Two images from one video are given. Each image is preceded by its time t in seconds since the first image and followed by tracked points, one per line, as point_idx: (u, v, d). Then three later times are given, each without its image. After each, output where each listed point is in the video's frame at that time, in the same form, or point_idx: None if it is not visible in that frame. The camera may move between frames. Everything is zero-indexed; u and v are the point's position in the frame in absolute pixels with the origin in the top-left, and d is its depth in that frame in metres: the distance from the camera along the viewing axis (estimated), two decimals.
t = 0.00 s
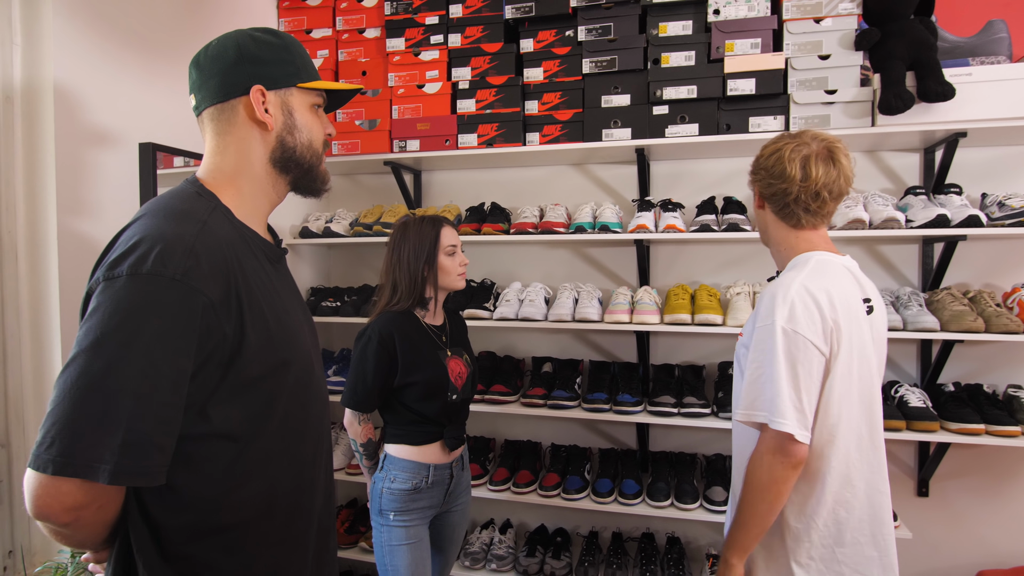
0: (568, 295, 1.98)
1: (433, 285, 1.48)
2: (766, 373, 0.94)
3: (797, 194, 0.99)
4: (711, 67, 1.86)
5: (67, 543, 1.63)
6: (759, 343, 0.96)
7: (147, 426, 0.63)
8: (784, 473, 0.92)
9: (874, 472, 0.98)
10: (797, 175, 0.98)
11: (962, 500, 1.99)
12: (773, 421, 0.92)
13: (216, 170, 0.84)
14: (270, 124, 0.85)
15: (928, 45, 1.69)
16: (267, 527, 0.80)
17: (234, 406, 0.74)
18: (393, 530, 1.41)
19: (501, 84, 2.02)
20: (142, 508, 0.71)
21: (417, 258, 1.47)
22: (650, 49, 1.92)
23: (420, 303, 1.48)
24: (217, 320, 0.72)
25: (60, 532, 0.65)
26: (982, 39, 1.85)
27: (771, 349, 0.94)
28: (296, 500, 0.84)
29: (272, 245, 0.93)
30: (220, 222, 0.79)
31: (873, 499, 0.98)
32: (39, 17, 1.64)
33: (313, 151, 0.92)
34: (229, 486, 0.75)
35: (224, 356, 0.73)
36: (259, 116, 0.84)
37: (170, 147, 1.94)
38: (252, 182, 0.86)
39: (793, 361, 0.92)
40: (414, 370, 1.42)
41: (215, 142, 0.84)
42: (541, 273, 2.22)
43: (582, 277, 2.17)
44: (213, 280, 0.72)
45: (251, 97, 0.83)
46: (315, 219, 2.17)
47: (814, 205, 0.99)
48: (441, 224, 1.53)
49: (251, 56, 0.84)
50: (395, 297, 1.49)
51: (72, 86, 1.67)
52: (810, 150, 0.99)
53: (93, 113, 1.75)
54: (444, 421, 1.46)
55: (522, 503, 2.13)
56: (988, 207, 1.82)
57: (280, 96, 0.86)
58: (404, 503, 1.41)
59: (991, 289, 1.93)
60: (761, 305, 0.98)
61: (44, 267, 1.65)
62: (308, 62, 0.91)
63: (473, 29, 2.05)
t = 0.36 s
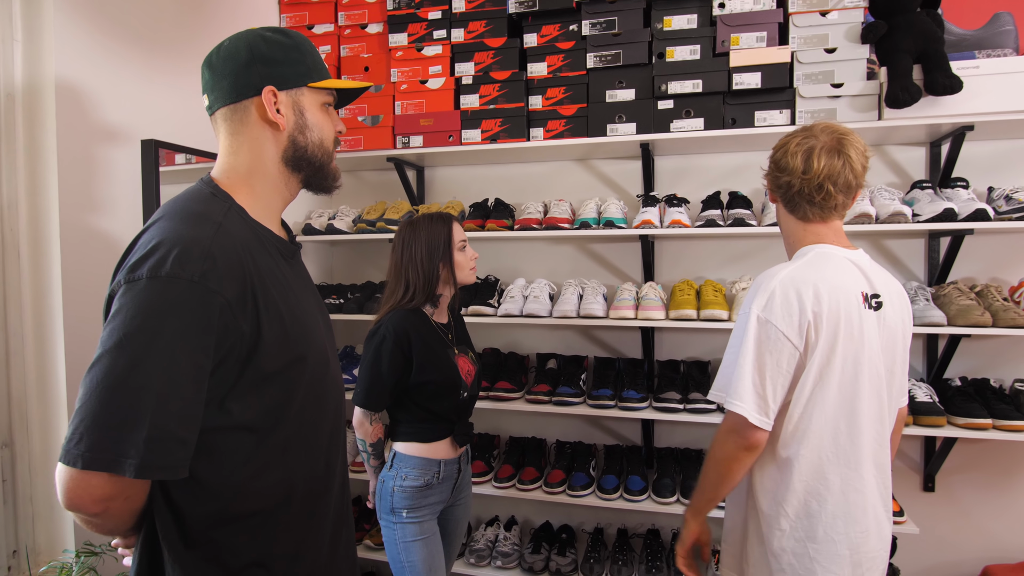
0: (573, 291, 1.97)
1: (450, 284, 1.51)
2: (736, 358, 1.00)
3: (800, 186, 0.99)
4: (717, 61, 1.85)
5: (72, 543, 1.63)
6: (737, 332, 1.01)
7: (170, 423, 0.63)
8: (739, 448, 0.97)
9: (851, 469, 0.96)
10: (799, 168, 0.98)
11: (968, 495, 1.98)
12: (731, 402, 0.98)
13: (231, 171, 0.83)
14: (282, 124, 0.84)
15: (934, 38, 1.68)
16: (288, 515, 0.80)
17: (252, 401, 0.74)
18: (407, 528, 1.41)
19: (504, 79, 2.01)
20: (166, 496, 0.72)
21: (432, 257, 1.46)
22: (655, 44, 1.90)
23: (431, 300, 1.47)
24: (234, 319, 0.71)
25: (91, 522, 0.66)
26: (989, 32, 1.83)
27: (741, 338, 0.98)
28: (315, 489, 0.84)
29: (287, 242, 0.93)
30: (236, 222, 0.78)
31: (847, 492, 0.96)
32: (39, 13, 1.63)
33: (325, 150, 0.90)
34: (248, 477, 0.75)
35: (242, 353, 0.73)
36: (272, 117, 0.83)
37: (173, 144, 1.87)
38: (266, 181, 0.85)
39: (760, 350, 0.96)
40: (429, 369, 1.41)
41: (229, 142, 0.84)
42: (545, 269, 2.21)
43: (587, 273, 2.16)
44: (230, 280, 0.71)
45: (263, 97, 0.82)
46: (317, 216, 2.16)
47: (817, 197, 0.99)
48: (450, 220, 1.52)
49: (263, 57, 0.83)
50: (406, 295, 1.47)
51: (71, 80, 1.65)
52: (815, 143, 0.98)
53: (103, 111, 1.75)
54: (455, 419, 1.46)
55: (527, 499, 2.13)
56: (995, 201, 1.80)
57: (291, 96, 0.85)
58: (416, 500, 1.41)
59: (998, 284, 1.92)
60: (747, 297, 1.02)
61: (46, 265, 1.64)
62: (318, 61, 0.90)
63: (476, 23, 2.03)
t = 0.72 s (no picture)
0: (571, 288, 1.96)
1: (448, 279, 1.49)
2: (765, 361, 0.93)
3: (816, 179, 0.98)
4: (716, 56, 1.84)
5: (66, 544, 1.56)
6: (762, 331, 0.95)
7: (189, 421, 0.63)
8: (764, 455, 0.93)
9: (867, 463, 0.96)
10: (814, 160, 0.96)
11: (966, 490, 1.99)
12: (764, 406, 0.92)
13: (240, 173, 0.82)
14: (290, 127, 0.83)
15: (933, 34, 1.68)
16: (303, 506, 0.80)
17: (266, 399, 0.74)
18: (407, 526, 1.40)
19: (502, 74, 2.00)
20: (185, 491, 0.72)
21: (431, 254, 1.45)
22: (654, 38, 1.89)
23: (430, 296, 1.46)
24: (248, 320, 0.71)
25: (115, 515, 0.66)
26: (986, 28, 1.83)
27: (771, 339, 0.94)
28: (326, 482, 0.84)
29: (296, 242, 0.92)
30: (247, 225, 0.77)
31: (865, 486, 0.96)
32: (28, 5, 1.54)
33: (333, 151, 0.89)
34: (263, 472, 0.75)
35: (256, 353, 0.72)
36: (280, 120, 0.82)
37: (166, 139, 1.79)
38: (275, 184, 0.84)
39: (791, 350, 0.92)
40: (428, 366, 1.39)
41: (237, 145, 0.82)
42: (544, 265, 2.20)
43: (585, 269, 2.15)
44: (243, 282, 0.71)
45: (271, 101, 0.81)
46: (314, 212, 2.14)
47: (832, 188, 0.97)
48: (450, 217, 1.51)
49: (270, 61, 0.82)
50: (406, 292, 1.46)
51: (67, 75, 1.60)
52: (821, 138, 0.98)
53: (109, 111, 1.73)
54: (455, 415, 1.45)
55: (525, 497, 2.12)
56: (992, 196, 1.82)
57: (299, 99, 0.84)
58: (416, 498, 1.40)
59: (995, 279, 1.93)
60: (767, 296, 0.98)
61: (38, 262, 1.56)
62: (326, 63, 0.89)
63: (474, 18, 2.02)
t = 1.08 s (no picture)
0: (566, 289, 1.96)
1: (442, 281, 1.47)
2: (832, 369, 0.88)
3: (835, 181, 1.00)
4: (710, 57, 1.84)
5: (55, 553, 1.49)
6: (823, 339, 0.90)
7: (202, 430, 0.62)
8: (851, 468, 0.86)
9: (906, 459, 0.96)
10: (834, 163, 0.99)
11: (958, 488, 2.00)
12: (843, 416, 0.85)
13: (249, 181, 0.81)
14: (302, 137, 0.82)
15: (925, 35, 1.69)
16: (311, 511, 0.80)
17: (276, 406, 0.73)
18: (402, 531, 1.39)
19: (496, 75, 1.99)
20: (194, 496, 0.70)
21: (425, 256, 1.44)
22: (647, 39, 1.89)
23: (423, 298, 1.44)
24: (260, 329, 0.69)
25: (125, 521, 0.65)
26: (976, 30, 1.84)
27: (836, 347, 0.88)
28: (331, 488, 0.83)
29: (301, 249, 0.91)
30: (259, 236, 0.75)
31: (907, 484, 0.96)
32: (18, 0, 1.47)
33: (342, 160, 0.88)
34: (271, 479, 0.74)
35: (266, 361, 0.71)
36: (292, 130, 0.80)
37: (156, 141, 1.76)
38: (285, 192, 0.83)
39: (858, 356, 0.87)
40: (422, 368, 1.39)
41: (248, 154, 0.81)
42: (538, 267, 2.19)
43: (580, 270, 2.15)
44: (256, 291, 0.69)
45: (285, 111, 0.80)
46: (305, 213, 2.13)
47: (841, 193, 1.01)
48: (443, 219, 1.50)
49: (283, 71, 0.80)
50: (399, 294, 1.45)
51: (60, 75, 1.53)
52: (832, 144, 1.01)
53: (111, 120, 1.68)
54: (450, 418, 1.44)
55: (520, 499, 2.11)
56: (983, 196, 1.82)
57: (311, 109, 0.82)
58: (411, 503, 1.39)
59: (986, 278, 1.94)
60: (815, 301, 0.93)
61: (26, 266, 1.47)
62: (336, 73, 0.87)
63: (467, 19, 2.01)
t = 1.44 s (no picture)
0: (554, 282, 1.96)
1: (427, 274, 1.47)
2: (848, 360, 0.87)
3: (827, 174, 1.01)
4: (697, 49, 1.83)
5: (40, 552, 1.47)
6: (838, 330, 0.89)
7: (203, 424, 0.61)
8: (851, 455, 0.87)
9: (896, 445, 0.99)
10: (827, 155, 0.99)
11: (940, 475, 2.03)
12: (860, 407, 0.85)
13: (242, 172, 0.79)
14: (296, 128, 0.81)
15: (910, 27, 1.69)
16: (306, 504, 0.80)
17: (273, 399, 0.72)
18: (389, 525, 1.39)
19: (483, 67, 1.97)
20: (188, 490, 0.70)
21: (411, 248, 1.43)
22: (635, 31, 1.88)
23: (409, 292, 1.44)
24: (256, 322, 0.69)
25: (118, 517, 0.64)
26: (960, 22, 1.85)
27: (852, 338, 0.87)
28: (325, 481, 0.83)
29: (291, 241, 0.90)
30: (254, 226, 0.75)
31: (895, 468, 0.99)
32: None
33: (334, 152, 0.87)
34: (267, 474, 0.73)
35: (263, 354, 0.70)
36: (286, 121, 0.79)
37: (137, 133, 1.74)
38: (278, 184, 0.82)
39: (870, 348, 0.88)
40: (407, 361, 1.38)
41: (241, 144, 0.79)
42: (526, 259, 2.19)
43: (568, 263, 2.15)
44: (253, 283, 0.69)
45: (279, 102, 0.78)
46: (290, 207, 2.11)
47: (829, 185, 1.03)
48: (429, 211, 1.49)
49: (277, 62, 0.79)
50: (384, 287, 1.44)
51: (41, 63, 1.50)
52: (825, 136, 1.02)
53: (95, 113, 1.64)
54: (437, 411, 1.44)
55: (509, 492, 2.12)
56: (966, 187, 1.84)
57: (305, 100, 0.81)
58: (398, 497, 1.39)
59: (968, 269, 1.97)
60: (826, 292, 0.91)
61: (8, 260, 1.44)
62: (329, 64, 0.86)
63: (453, 9, 1.99)
